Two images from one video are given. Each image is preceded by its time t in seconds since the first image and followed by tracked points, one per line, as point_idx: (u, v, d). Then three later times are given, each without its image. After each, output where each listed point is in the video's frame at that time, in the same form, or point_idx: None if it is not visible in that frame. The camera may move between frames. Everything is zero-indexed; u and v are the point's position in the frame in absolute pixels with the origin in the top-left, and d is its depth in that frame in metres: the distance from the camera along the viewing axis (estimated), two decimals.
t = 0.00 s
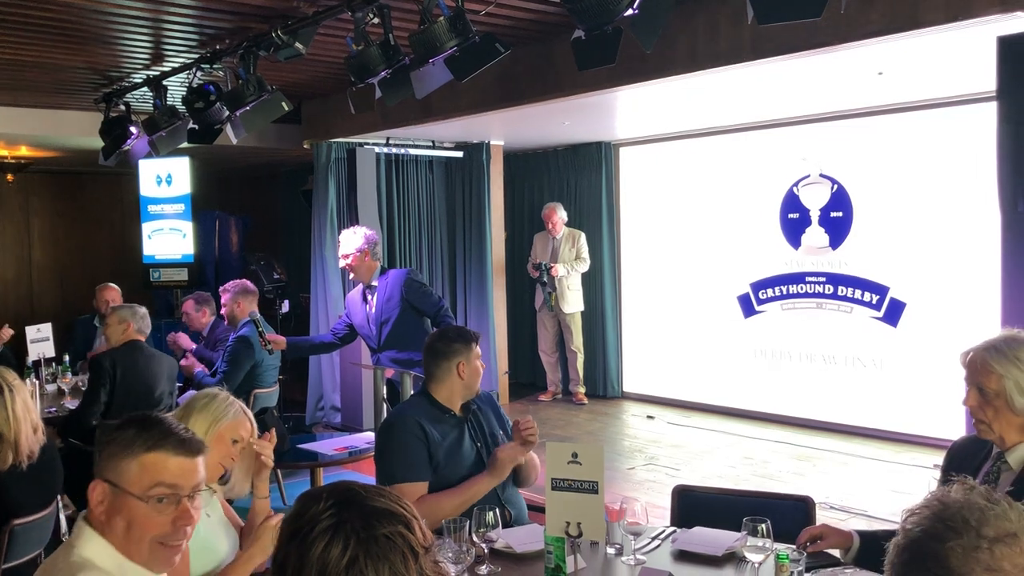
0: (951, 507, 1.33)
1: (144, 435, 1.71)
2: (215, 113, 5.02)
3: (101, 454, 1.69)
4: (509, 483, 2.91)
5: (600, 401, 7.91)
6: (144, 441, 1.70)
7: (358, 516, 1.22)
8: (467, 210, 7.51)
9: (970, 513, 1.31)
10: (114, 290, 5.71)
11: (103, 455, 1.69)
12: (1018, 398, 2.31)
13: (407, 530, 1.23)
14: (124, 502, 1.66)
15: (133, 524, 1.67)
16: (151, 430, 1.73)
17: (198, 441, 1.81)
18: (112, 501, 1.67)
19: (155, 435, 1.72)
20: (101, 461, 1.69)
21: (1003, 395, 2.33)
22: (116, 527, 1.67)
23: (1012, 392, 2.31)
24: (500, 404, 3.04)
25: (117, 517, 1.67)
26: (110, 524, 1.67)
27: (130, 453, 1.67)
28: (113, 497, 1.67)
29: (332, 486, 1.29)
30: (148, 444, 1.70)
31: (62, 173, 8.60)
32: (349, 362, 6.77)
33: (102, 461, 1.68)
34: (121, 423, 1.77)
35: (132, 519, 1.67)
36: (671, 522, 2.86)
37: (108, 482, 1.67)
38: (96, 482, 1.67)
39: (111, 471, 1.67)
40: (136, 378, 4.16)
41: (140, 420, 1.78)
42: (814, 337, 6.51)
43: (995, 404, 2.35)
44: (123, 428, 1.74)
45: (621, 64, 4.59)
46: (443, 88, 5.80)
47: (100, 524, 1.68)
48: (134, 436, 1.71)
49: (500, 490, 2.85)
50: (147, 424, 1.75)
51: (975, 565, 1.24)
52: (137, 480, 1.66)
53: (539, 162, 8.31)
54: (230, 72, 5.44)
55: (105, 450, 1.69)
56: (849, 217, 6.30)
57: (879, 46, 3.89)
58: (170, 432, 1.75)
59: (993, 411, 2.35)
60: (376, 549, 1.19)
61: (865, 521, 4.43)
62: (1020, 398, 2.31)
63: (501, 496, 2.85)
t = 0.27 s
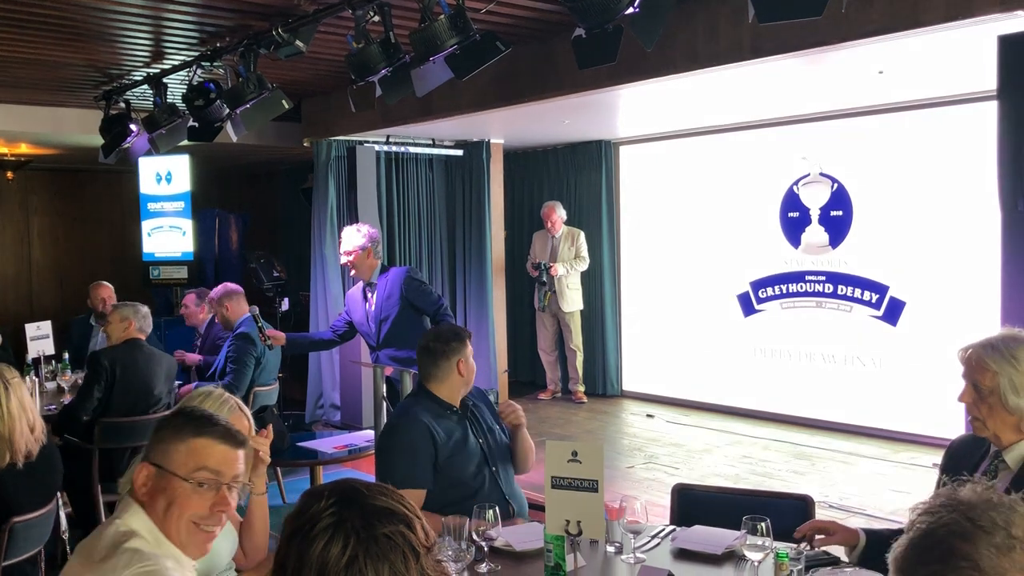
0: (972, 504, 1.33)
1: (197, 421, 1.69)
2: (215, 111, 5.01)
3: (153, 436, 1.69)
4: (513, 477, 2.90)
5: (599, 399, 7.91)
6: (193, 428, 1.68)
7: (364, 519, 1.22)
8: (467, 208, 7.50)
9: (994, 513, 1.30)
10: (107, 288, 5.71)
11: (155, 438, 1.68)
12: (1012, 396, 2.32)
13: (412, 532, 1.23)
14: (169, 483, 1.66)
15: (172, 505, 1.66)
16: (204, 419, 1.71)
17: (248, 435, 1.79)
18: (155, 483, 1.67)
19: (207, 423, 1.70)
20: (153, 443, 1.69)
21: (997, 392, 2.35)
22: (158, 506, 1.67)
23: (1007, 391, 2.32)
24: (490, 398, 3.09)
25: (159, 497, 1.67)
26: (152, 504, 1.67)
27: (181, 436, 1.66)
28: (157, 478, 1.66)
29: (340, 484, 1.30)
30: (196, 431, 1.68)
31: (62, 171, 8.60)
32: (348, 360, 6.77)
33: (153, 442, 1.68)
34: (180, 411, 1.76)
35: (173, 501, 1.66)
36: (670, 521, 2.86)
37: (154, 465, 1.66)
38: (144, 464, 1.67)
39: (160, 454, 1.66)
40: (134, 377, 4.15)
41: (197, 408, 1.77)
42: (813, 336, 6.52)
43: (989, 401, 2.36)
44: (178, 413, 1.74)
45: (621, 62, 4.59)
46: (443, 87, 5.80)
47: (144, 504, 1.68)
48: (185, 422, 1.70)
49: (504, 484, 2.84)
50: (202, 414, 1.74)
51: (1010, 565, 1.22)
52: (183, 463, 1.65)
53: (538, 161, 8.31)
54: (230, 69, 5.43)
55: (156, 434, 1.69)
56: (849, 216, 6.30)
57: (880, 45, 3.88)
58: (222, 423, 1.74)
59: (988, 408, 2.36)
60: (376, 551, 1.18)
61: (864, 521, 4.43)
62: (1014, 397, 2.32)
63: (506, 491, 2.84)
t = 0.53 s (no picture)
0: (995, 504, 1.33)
1: (217, 415, 1.70)
2: (221, 109, 5.02)
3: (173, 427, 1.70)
4: (518, 472, 2.92)
5: (604, 397, 7.92)
6: (212, 421, 1.68)
7: (368, 510, 1.26)
8: (472, 206, 7.51)
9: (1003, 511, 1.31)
10: (107, 286, 5.72)
11: (175, 429, 1.69)
12: (1012, 394, 2.33)
13: (416, 526, 1.26)
14: (187, 474, 1.67)
15: (189, 497, 1.67)
16: (224, 412, 1.72)
17: (266, 431, 1.79)
18: (173, 475, 1.68)
19: (226, 417, 1.71)
20: (173, 433, 1.70)
21: (997, 390, 2.36)
22: (176, 496, 1.68)
23: (1006, 389, 2.33)
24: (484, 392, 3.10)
25: (177, 487, 1.68)
26: (170, 494, 1.68)
27: (200, 429, 1.67)
28: (175, 470, 1.67)
29: (353, 475, 1.35)
30: (215, 425, 1.68)
31: (68, 168, 8.62)
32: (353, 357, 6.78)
33: (173, 432, 1.70)
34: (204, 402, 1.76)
35: (189, 493, 1.67)
36: (676, 518, 2.86)
37: (173, 456, 1.68)
38: (163, 455, 1.69)
39: (180, 445, 1.67)
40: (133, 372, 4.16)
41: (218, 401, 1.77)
42: (818, 334, 6.51)
43: (990, 399, 2.37)
44: (199, 406, 1.74)
45: (627, 60, 4.59)
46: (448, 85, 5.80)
47: (163, 492, 1.69)
48: (204, 415, 1.70)
49: (510, 479, 2.86)
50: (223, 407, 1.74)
51: None
52: (201, 456, 1.66)
53: (543, 159, 8.32)
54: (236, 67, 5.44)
55: (176, 426, 1.69)
56: (855, 214, 6.29)
57: (886, 42, 3.88)
58: (242, 418, 1.74)
59: (988, 406, 2.37)
60: (376, 542, 1.23)
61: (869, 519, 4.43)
62: (1014, 394, 2.33)
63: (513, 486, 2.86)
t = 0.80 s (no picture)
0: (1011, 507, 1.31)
1: (223, 420, 1.72)
2: (228, 108, 5.04)
3: (179, 433, 1.71)
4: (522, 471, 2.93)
5: (610, 396, 7.91)
6: (219, 426, 1.70)
7: (371, 505, 1.28)
8: (478, 205, 7.51)
9: (1007, 508, 1.31)
10: (112, 285, 5.74)
11: (181, 435, 1.70)
12: (1016, 393, 2.32)
13: (419, 526, 1.27)
14: (194, 480, 1.67)
15: (196, 503, 1.67)
16: (230, 417, 1.73)
17: (272, 437, 1.81)
18: (180, 480, 1.68)
19: (232, 423, 1.72)
20: (179, 439, 1.70)
21: (1001, 389, 2.36)
22: (182, 502, 1.68)
23: (1011, 388, 2.33)
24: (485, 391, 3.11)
25: (183, 493, 1.68)
26: (177, 499, 1.68)
27: (207, 434, 1.68)
28: (183, 475, 1.68)
29: (367, 474, 1.38)
30: (223, 430, 1.70)
31: (76, 167, 8.65)
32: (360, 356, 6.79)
33: (178, 438, 1.70)
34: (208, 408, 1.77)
35: (197, 498, 1.67)
36: (682, 516, 2.86)
37: (181, 461, 1.68)
38: (169, 460, 1.69)
39: (187, 450, 1.68)
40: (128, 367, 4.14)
41: (222, 406, 1.79)
42: (825, 332, 6.50)
43: (995, 398, 2.37)
44: (202, 411, 1.75)
45: (633, 59, 4.58)
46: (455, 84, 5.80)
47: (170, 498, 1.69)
48: (211, 420, 1.71)
49: (514, 476, 2.86)
50: (227, 412, 1.76)
51: None
52: (209, 461, 1.67)
53: (550, 158, 8.32)
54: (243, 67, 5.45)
55: (183, 431, 1.70)
56: (862, 213, 6.28)
57: (894, 40, 3.86)
58: (247, 423, 1.76)
59: (993, 405, 2.37)
60: (374, 536, 1.24)
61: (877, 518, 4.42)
62: (1018, 393, 2.32)
63: (518, 484, 2.87)
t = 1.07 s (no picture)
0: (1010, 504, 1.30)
1: (225, 428, 1.72)
2: (233, 109, 5.05)
3: (181, 441, 1.71)
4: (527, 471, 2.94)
5: (616, 396, 7.91)
6: (221, 434, 1.70)
7: (366, 499, 1.30)
8: (483, 205, 7.52)
9: (1006, 503, 1.31)
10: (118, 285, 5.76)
11: (183, 443, 1.70)
12: None
13: (412, 524, 1.27)
14: (198, 489, 1.68)
15: (200, 512, 1.68)
16: (233, 424, 1.74)
17: (276, 441, 1.82)
18: (183, 489, 1.69)
19: (235, 430, 1.73)
20: (181, 447, 1.71)
21: (1008, 388, 2.36)
22: (186, 511, 1.69)
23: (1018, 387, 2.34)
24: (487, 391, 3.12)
25: (187, 502, 1.69)
26: (180, 509, 1.69)
27: (210, 442, 1.69)
28: (186, 484, 1.69)
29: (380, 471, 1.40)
30: (226, 438, 1.70)
31: (82, 169, 8.68)
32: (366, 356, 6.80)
33: (181, 446, 1.71)
34: (209, 414, 1.77)
35: (201, 508, 1.68)
36: (688, 516, 2.87)
37: (183, 470, 1.69)
38: (172, 469, 1.70)
39: (190, 458, 1.69)
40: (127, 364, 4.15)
41: (224, 411, 1.79)
42: (831, 332, 6.49)
43: (1002, 397, 2.37)
44: (204, 416, 1.76)
45: (638, 59, 4.59)
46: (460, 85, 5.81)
47: (173, 508, 1.70)
48: (213, 428, 1.71)
49: (519, 474, 2.87)
50: (230, 418, 1.76)
51: None
52: (212, 470, 1.68)
53: (554, 159, 8.32)
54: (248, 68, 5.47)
55: (185, 440, 1.70)
56: (867, 212, 6.27)
57: (899, 39, 3.86)
58: (250, 429, 1.76)
59: (1000, 404, 2.38)
60: (361, 528, 1.26)
61: (883, 518, 4.41)
62: None
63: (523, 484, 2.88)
